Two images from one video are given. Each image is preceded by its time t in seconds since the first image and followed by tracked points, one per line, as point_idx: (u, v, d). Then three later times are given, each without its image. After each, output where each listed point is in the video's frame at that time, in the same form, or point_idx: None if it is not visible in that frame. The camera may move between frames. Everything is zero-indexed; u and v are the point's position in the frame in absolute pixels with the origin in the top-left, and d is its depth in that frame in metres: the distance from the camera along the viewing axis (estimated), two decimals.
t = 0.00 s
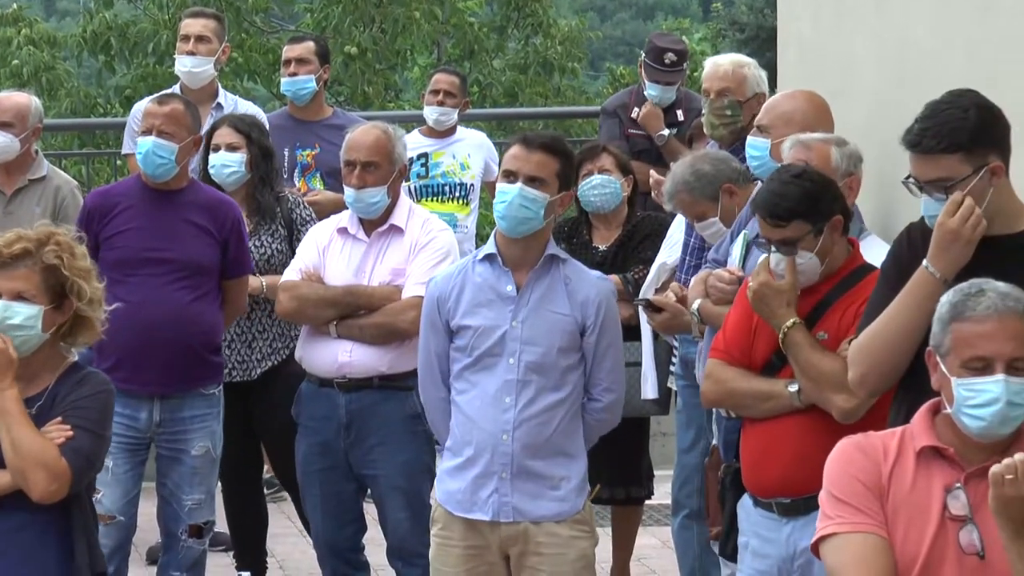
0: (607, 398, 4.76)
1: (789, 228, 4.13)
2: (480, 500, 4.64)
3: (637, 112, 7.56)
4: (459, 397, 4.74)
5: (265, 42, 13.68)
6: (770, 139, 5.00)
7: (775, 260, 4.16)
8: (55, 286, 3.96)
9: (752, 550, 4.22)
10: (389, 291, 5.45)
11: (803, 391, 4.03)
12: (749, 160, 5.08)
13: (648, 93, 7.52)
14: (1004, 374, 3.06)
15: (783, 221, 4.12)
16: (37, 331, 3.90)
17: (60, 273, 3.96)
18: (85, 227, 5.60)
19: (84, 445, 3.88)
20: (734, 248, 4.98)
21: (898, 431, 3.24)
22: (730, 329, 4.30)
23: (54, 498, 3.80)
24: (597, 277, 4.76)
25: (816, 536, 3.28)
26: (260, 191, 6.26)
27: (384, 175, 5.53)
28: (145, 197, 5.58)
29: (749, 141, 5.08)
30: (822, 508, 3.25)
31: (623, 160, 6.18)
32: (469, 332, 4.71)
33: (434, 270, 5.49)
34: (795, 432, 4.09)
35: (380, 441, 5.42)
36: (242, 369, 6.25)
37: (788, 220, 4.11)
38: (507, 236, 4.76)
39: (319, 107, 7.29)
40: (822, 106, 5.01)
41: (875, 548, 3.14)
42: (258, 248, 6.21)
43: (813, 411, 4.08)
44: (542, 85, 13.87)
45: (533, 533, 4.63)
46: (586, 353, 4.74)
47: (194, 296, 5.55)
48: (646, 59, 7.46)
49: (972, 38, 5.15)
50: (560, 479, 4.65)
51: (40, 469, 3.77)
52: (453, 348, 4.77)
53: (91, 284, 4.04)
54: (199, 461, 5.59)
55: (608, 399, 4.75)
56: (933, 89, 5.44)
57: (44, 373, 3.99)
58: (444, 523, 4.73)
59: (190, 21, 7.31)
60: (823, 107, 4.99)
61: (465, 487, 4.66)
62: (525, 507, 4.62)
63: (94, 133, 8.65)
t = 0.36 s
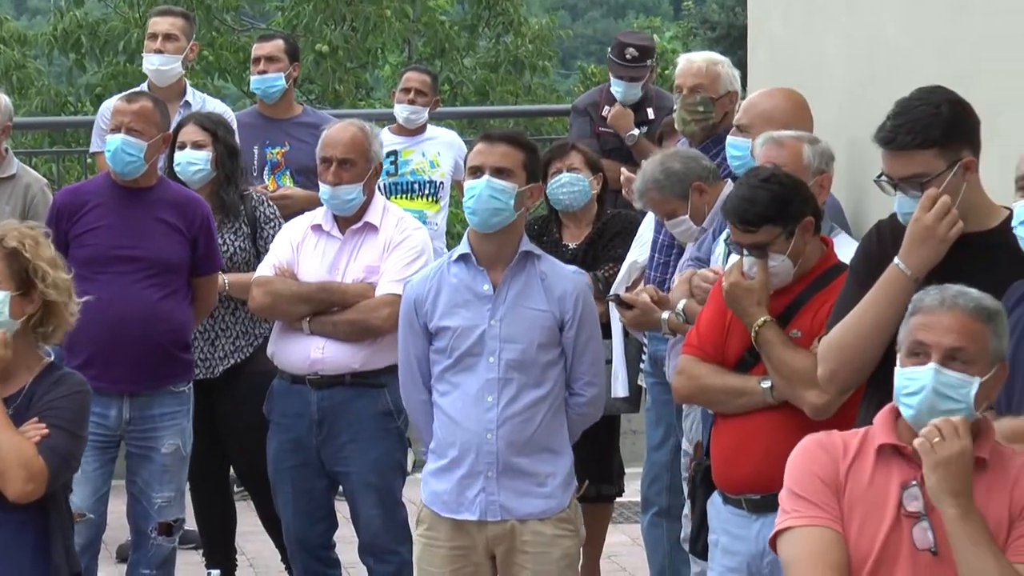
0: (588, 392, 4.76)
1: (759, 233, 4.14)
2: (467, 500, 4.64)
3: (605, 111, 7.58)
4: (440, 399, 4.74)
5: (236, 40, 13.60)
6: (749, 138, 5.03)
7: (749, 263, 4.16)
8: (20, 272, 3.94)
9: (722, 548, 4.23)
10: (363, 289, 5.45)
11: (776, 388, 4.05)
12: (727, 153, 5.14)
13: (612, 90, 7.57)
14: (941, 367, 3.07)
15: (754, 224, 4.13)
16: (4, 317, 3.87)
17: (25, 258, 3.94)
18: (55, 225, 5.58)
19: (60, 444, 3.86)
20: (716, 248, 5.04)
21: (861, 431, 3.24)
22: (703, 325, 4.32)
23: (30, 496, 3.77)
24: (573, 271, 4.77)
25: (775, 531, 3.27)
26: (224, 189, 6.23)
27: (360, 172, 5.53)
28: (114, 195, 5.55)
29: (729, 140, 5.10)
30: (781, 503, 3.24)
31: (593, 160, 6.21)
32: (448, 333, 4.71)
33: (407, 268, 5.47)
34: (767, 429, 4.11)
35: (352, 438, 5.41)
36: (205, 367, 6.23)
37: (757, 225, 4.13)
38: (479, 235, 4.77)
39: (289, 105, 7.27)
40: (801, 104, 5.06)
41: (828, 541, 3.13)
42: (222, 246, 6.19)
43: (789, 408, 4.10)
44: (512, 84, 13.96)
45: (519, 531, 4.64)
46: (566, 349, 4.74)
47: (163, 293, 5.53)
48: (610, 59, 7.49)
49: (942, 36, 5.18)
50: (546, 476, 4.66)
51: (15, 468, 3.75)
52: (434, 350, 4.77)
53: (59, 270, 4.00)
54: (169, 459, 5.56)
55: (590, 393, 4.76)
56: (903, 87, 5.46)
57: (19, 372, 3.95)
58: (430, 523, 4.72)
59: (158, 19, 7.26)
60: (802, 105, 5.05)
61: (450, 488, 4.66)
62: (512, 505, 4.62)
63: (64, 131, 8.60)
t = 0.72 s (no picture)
0: (544, 387, 4.76)
1: (709, 225, 4.18)
2: (417, 492, 4.64)
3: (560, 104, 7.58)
4: (396, 390, 4.75)
5: (192, 32, 13.51)
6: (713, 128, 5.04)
7: (700, 256, 4.19)
8: None
9: (675, 541, 4.25)
10: (321, 281, 5.43)
11: (730, 378, 4.07)
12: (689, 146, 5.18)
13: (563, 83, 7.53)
14: (879, 354, 3.10)
15: (704, 217, 4.16)
16: None
17: None
18: (10, 216, 5.55)
19: (5, 436, 3.82)
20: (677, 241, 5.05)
21: (808, 420, 3.25)
22: (656, 319, 4.35)
23: None
24: (531, 265, 4.76)
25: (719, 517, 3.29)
26: (184, 180, 6.21)
27: (319, 164, 5.51)
28: (68, 186, 5.51)
29: (694, 132, 5.10)
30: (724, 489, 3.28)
31: (534, 150, 6.21)
32: (403, 324, 4.71)
33: (366, 260, 5.47)
34: (722, 421, 4.14)
35: (309, 430, 5.40)
36: (161, 359, 6.20)
37: (706, 217, 4.16)
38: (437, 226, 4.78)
39: (244, 96, 7.23)
40: (766, 96, 5.09)
41: (765, 527, 3.15)
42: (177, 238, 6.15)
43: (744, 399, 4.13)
44: (469, 75, 13.87)
45: (469, 524, 4.64)
46: (521, 342, 4.74)
47: (118, 284, 5.49)
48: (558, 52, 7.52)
49: (895, 28, 5.22)
50: (497, 470, 4.65)
51: None
52: (391, 340, 4.77)
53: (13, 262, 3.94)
54: (124, 450, 5.54)
55: (546, 387, 4.76)
56: (857, 78, 5.51)
57: None
58: (383, 514, 4.72)
59: (112, 11, 7.21)
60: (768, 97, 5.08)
61: (402, 479, 4.67)
62: (461, 498, 4.62)
63: (19, 122, 8.52)
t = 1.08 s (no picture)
0: (494, 379, 4.78)
1: (666, 215, 4.19)
2: (366, 484, 4.64)
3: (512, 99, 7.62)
4: (345, 382, 4.74)
5: (148, 25, 13.40)
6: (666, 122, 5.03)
7: (657, 247, 4.21)
8: None
9: (628, 536, 4.27)
10: (275, 274, 5.42)
11: (684, 369, 4.10)
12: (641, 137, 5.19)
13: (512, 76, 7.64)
14: (842, 347, 3.12)
15: (662, 208, 4.18)
16: None
17: None
18: None
19: None
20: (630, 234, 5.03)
21: (761, 412, 3.26)
22: (607, 312, 4.36)
23: None
24: (481, 257, 4.76)
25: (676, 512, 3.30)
26: (150, 174, 6.15)
27: (273, 158, 5.49)
28: (22, 179, 5.44)
29: (648, 126, 5.07)
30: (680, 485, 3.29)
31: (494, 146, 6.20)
32: (353, 316, 4.70)
33: (320, 254, 5.45)
34: (675, 414, 4.16)
35: (264, 423, 5.38)
36: (127, 353, 6.16)
37: (663, 208, 4.18)
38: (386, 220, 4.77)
39: (199, 90, 7.19)
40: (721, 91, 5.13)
41: (724, 522, 3.16)
42: (143, 233, 6.08)
43: (696, 391, 4.15)
44: (424, 69, 13.85)
45: (419, 517, 4.64)
46: (472, 335, 4.75)
47: (72, 278, 5.44)
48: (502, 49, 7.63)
49: (849, 20, 5.26)
50: (447, 462, 4.66)
51: None
52: (340, 332, 4.77)
53: None
54: (79, 444, 5.49)
55: (495, 380, 4.77)
56: (812, 71, 5.54)
57: None
58: (334, 508, 4.72)
59: (65, 5, 7.16)
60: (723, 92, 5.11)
61: (351, 472, 4.66)
62: (411, 490, 4.62)
63: None
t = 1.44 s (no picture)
0: (445, 375, 4.77)
1: (620, 210, 4.21)
2: (319, 482, 4.63)
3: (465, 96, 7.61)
4: (295, 379, 4.73)
5: (100, 23, 13.29)
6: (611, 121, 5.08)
7: (608, 244, 4.21)
8: None
9: (583, 533, 4.28)
10: (226, 272, 5.39)
11: (638, 365, 4.12)
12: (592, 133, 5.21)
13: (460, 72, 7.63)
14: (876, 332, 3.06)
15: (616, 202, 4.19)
16: None
17: None
18: None
19: None
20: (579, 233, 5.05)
21: (715, 408, 3.13)
22: (559, 309, 4.40)
23: None
24: (431, 254, 4.76)
25: (638, 520, 3.13)
26: (127, 172, 6.12)
27: (223, 156, 5.46)
28: None
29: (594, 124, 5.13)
30: (643, 491, 3.12)
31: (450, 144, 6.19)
32: (302, 313, 4.69)
33: (271, 251, 5.43)
34: (629, 410, 4.18)
35: (217, 421, 5.35)
36: (102, 349, 6.15)
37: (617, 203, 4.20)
38: (336, 218, 4.75)
39: (153, 88, 7.15)
40: (665, 87, 5.15)
41: (702, 528, 3.01)
42: (121, 229, 6.06)
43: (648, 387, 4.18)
44: (379, 67, 13.82)
45: (371, 515, 4.63)
46: (422, 331, 4.74)
47: (27, 276, 5.39)
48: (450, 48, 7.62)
49: (802, 18, 5.31)
50: (398, 459, 4.65)
51: None
52: (289, 330, 4.75)
53: None
54: (33, 443, 5.45)
55: (446, 376, 4.77)
56: (766, 68, 5.58)
57: None
58: (286, 506, 4.70)
59: (17, 1, 7.09)
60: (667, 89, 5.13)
61: (303, 470, 4.65)
62: (363, 487, 4.61)
63: None
